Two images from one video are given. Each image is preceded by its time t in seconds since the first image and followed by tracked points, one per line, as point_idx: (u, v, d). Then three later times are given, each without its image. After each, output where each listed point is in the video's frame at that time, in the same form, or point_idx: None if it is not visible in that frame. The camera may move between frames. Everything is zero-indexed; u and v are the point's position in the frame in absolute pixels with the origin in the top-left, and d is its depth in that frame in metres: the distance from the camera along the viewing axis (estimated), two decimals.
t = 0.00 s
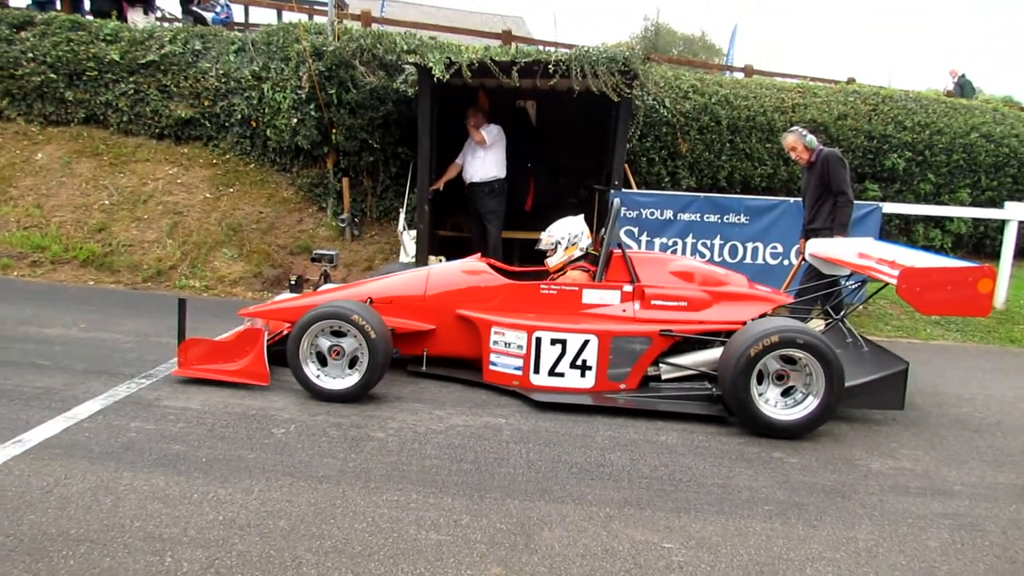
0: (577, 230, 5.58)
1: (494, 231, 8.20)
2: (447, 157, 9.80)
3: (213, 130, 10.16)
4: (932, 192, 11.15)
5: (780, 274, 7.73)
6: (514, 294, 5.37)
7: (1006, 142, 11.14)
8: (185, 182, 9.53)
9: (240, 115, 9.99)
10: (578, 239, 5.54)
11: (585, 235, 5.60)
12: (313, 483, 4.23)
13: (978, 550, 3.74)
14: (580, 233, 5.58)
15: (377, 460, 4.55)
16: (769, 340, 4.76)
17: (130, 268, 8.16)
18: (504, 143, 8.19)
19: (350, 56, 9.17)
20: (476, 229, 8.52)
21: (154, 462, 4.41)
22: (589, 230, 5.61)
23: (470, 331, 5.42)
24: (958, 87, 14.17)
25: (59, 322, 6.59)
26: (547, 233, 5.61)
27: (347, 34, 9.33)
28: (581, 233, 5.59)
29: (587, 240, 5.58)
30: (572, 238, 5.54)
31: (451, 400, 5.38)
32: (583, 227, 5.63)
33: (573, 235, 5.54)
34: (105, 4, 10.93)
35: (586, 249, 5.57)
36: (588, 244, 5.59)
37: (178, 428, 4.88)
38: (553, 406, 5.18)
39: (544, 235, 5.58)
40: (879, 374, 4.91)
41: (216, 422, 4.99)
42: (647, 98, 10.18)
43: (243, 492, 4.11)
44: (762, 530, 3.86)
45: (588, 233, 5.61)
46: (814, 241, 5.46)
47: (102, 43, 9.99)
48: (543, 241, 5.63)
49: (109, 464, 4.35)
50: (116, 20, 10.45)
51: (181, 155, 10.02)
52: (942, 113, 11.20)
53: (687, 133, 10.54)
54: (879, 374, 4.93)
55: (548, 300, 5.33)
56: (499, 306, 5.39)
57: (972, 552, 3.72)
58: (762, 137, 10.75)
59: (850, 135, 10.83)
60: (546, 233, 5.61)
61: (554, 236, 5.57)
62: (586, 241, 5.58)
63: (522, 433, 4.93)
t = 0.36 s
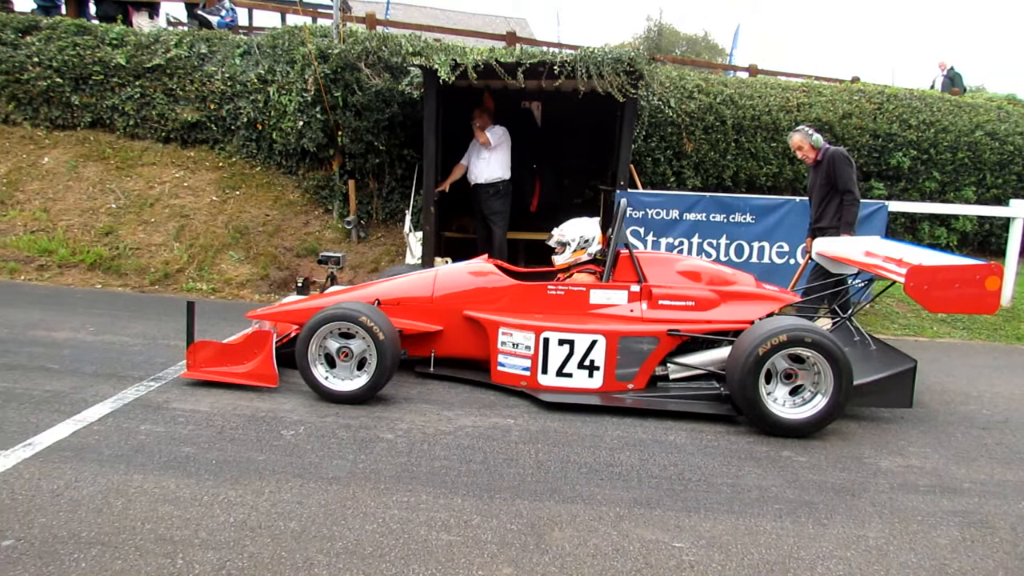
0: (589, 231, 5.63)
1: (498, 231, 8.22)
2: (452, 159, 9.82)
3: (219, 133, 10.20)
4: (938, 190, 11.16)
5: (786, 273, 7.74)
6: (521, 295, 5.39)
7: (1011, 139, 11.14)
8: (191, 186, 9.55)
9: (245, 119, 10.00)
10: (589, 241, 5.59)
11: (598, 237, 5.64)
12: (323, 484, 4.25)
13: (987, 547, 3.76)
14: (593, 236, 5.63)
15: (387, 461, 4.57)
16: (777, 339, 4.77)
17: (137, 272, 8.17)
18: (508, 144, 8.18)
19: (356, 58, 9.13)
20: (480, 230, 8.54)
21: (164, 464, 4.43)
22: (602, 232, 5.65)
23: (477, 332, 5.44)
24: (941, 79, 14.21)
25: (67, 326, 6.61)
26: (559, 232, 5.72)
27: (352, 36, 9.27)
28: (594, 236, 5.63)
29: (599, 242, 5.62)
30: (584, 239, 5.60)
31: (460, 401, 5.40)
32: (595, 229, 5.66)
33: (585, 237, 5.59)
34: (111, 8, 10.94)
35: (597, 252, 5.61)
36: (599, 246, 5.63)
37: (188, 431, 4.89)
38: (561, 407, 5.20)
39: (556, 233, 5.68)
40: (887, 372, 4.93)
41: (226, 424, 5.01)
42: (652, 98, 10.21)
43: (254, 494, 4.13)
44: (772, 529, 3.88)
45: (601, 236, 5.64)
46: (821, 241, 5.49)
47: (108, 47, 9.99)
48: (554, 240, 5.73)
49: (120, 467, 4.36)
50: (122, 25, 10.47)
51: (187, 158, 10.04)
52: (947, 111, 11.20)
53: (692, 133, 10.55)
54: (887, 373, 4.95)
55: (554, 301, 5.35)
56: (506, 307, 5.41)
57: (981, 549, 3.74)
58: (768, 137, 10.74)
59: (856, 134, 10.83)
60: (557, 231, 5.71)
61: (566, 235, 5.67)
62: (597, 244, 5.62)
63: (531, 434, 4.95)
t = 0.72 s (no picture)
0: (589, 233, 5.62)
1: (497, 232, 8.23)
2: (452, 159, 9.84)
3: (219, 130, 10.19)
4: (936, 198, 11.20)
5: (784, 277, 7.76)
6: (519, 296, 5.40)
7: (1010, 148, 11.18)
8: (190, 182, 9.54)
9: (246, 116, 10.00)
10: (590, 243, 5.58)
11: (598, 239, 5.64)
12: (318, 482, 4.25)
13: (980, 553, 3.77)
14: (592, 237, 5.62)
15: (382, 460, 4.57)
16: (774, 343, 4.79)
17: (135, 268, 8.16)
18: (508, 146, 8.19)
19: (357, 57, 9.08)
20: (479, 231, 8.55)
21: (159, 461, 4.42)
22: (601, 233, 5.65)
23: (475, 333, 5.45)
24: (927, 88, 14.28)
25: (64, 321, 6.60)
26: (560, 232, 5.67)
27: (354, 35, 9.28)
28: (593, 238, 5.63)
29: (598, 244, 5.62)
30: (584, 241, 5.58)
31: (457, 401, 5.40)
32: (594, 230, 5.67)
33: (586, 240, 5.57)
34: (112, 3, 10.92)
35: (596, 254, 5.61)
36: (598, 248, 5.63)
37: (184, 427, 4.89)
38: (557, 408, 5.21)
39: (557, 234, 5.64)
40: (884, 378, 4.95)
41: (222, 421, 5.00)
42: (653, 101, 10.22)
43: (249, 492, 4.12)
44: (767, 532, 3.89)
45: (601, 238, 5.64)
46: (820, 245, 5.50)
47: (109, 42, 9.98)
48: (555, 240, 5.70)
49: (115, 463, 4.36)
50: (124, 21, 10.45)
51: (187, 155, 10.03)
52: (947, 119, 11.23)
53: (693, 136, 10.57)
54: (883, 378, 4.96)
55: (553, 302, 5.36)
56: (504, 308, 5.41)
57: (974, 555, 3.75)
58: (768, 141, 10.77)
59: (856, 140, 10.86)
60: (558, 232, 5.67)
61: (567, 236, 5.63)
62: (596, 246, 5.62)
63: (527, 434, 4.95)
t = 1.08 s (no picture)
0: (578, 229, 5.64)
1: (492, 229, 8.24)
2: (448, 156, 9.82)
3: (214, 129, 10.15)
4: (933, 192, 11.21)
5: (780, 272, 7.76)
6: (515, 292, 5.40)
7: (1006, 142, 11.20)
8: (185, 182, 9.53)
9: (240, 114, 9.98)
10: (579, 239, 5.60)
11: (587, 234, 5.66)
12: (316, 480, 4.25)
13: (976, 545, 3.78)
14: (581, 233, 5.65)
15: (380, 457, 4.57)
16: (771, 337, 4.78)
17: (131, 268, 8.15)
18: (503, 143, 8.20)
19: (351, 54, 9.15)
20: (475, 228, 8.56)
21: (157, 460, 4.42)
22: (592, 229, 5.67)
23: (472, 329, 5.45)
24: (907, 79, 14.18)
25: (59, 322, 6.59)
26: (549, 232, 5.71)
27: (349, 32, 9.28)
28: (582, 234, 5.65)
29: (587, 239, 5.63)
30: (572, 238, 5.61)
31: (453, 398, 5.40)
32: (585, 226, 5.68)
33: (574, 236, 5.60)
34: (105, 3, 10.91)
35: (586, 249, 5.63)
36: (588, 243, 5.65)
37: (180, 426, 4.88)
38: (555, 403, 5.21)
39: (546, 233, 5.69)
40: (879, 372, 4.96)
41: (219, 420, 5.00)
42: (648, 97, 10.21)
43: (247, 490, 4.12)
44: (764, 526, 3.89)
45: (590, 233, 5.66)
46: (816, 240, 5.51)
47: (102, 42, 9.97)
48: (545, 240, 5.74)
49: (112, 463, 4.35)
50: (117, 20, 10.43)
51: (182, 154, 10.02)
52: (943, 113, 11.24)
53: (688, 132, 10.58)
54: (879, 372, 4.97)
55: (549, 297, 5.36)
56: (501, 304, 5.41)
57: (970, 546, 3.77)
58: (764, 137, 10.78)
59: (851, 135, 10.88)
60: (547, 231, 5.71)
61: (555, 234, 5.67)
62: (586, 241, 5.63)
63: (524, 430, 4.96)
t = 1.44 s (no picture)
0: (577, 223, 5.63)
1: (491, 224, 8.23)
2: (446, 151, 9.81)
3: (211, 124, 10.13)
4: (932, 184, 11.20)
5: (779, 265, 7.77)
6: (514, 286, 5.40)
7: (1005, 134, 11.19)
8: (183, 177, 9.52)
9: (238, 109, 9.97)
10: (578, 233, 5.60)
11: (585, 228, 5.67)
12: (315, 474, 4.25)
13: (974, 537, 3.79)
14: (579, 227, 5.64)
15: (379, 451, 4.58)
16: (770, 330, 4.79)
17: (130, 264, 8.15)
18: (501, 138, 8.19)
19: (349, 49, 9.13)
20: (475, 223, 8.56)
21: (156, 455, 4.42)
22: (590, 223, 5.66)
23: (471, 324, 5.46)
24: (895, 70, 14.12)
25: (58, 318, 6.59)
26: (547, 227, 5.65)
27: (346, 27, 9.27)
28: (580, 228, 5.65)
29: (586, 233, 5.64)
30: (572, 232, 5.59)
31: (453, 392, 5.41)
32: (584, 220, 5.68)
33: (574, 231, 5.58)
34: None
35: (585, 243, 5.64)
36: (586, 238, 5.66)
37: (180, 421, 4.89)
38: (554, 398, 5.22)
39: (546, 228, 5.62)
40: (877, 365, 4.96)
41: (218, 415, 5.00)
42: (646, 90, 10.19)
43: (247, 484, 4.13)
44: (762, 518, 3.90)
45: (588, 228, 5.66)
46: (814, 233, 5.51)
47: (99, 37, 9.95)
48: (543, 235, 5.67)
49: (112, 457, 4.36)
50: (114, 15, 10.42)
51: (179, 149, 10.00)
52: (942, 105, 11.22)
53: (687, 125, 10.57)
54: (877, 365, 4.98)
55: (548, 291, 5.36)
56: (500, 299, 5.41)
57: (969, 538, 3.77)
58: (763, 130, 10.77)
59: (850, 127, 10.87)
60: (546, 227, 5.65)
61: (555, 229, 5.61)
62: (585, 235, 5.64)
63: (523, 424, 4.96)
